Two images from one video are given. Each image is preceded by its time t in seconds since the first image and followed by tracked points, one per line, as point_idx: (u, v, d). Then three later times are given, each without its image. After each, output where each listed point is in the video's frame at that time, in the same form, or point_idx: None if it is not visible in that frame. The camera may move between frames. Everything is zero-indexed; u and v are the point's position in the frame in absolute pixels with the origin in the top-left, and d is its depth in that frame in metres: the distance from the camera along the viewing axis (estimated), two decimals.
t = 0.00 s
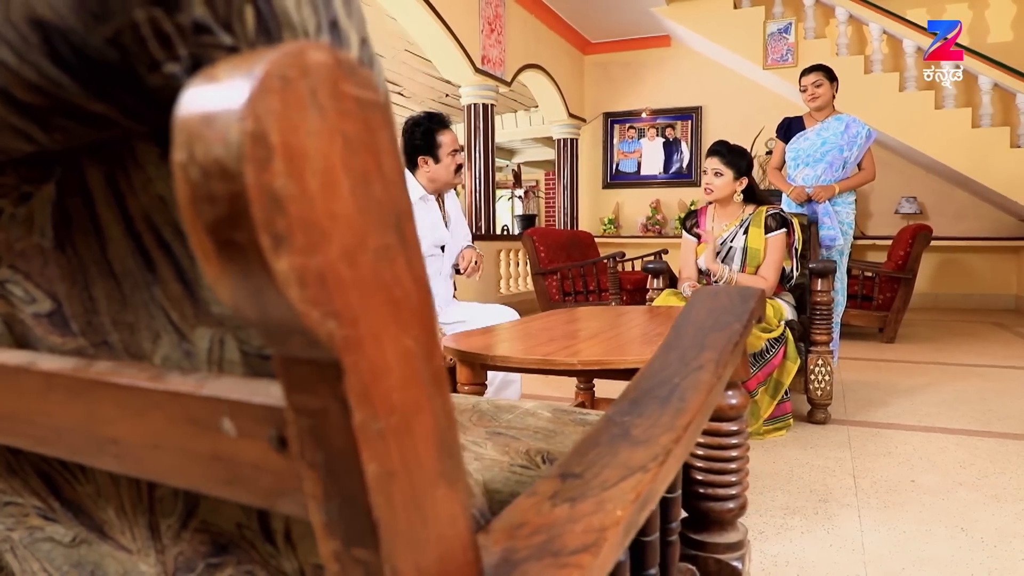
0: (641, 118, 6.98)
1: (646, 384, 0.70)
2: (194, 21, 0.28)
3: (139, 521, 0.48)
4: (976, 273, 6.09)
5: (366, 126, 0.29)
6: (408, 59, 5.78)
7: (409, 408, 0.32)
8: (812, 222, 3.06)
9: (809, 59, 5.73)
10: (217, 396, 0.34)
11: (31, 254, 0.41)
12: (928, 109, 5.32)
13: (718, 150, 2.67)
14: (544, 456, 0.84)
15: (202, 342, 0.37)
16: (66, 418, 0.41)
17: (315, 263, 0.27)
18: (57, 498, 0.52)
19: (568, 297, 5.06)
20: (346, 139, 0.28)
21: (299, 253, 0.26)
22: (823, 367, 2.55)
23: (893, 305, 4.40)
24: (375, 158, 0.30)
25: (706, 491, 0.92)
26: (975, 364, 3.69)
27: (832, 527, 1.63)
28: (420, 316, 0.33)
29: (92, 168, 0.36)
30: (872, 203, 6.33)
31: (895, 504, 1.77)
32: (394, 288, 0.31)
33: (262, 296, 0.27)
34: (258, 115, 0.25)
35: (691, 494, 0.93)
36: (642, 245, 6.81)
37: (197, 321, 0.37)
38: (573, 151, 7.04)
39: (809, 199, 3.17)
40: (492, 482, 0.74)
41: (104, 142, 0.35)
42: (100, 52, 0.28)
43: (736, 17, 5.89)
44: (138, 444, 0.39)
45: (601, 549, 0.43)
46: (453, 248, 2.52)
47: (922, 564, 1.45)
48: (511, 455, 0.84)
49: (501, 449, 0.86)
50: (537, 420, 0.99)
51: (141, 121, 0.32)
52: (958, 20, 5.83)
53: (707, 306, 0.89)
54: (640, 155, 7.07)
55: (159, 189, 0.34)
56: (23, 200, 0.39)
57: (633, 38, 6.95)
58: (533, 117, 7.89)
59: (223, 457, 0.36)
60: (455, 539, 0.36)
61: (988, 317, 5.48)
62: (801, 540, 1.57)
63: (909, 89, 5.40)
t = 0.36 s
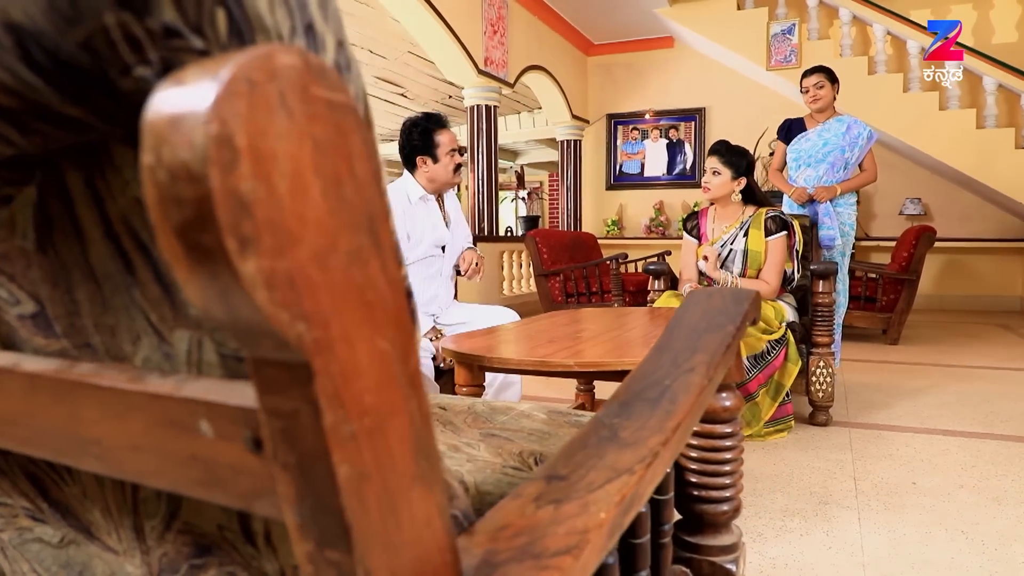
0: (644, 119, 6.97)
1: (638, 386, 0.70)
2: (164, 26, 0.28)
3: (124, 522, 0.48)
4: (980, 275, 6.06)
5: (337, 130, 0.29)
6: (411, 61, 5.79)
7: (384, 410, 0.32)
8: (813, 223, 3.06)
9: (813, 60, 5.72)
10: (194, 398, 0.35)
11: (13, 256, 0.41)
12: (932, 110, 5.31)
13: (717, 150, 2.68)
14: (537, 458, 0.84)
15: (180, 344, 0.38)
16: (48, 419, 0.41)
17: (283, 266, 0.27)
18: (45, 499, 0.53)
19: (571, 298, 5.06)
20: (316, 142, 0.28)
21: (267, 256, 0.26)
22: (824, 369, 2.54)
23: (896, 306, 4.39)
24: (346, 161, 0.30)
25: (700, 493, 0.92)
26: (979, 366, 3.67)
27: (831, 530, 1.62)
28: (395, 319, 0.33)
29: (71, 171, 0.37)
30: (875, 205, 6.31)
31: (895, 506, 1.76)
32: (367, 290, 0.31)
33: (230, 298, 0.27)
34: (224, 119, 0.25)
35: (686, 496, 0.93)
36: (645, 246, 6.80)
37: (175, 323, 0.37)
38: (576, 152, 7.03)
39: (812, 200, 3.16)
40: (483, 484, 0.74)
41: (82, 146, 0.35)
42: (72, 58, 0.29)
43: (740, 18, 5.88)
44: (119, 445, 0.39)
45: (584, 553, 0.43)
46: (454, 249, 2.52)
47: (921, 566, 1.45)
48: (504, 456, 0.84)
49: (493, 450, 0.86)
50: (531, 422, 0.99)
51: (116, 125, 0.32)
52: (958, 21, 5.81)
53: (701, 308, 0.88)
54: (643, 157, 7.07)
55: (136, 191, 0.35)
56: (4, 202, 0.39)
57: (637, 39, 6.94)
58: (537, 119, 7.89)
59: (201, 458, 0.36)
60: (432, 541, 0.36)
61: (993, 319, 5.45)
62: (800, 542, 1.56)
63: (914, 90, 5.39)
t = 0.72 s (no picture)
0: (647, 121, 6.97)
1: (628, 388, 0.70)
2: (136, 30, 0.29)
3: (111, 523, 0.48)
4: (985, 277, 6.03)
5: (310, 134, 0.29)
6: (414, 63, 5.79)
7: (359, 411, 0.32)
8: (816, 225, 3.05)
9: (817, 61, 5.69)
10: (173, 399, 0.35)
11: None
12: (937, 111, 5.29)
13: (717, 151, 2.68)
14: (530, 461, 0.84)
15: (161, 346, 0.38)
16: (31, 420, 0.42)
17: (252, 269, 0.27)
18: (33, 500, 0.53)
19: (574, 300, 5.07)
20: (287, 145, 0.28)
21: (235, 259, 0.26)
22: (826, 371, 2.53)
23: (899, 308, 4.37)
24: (319, 163, 0.30)
25: (694, 496, 0.92)
26: (983, 367, 3.65)
27: (830, 532, 1.62)
28: (371, 320, 0.33)
29: (50, 173, 0.37)
30: (880, 206, 6.29)
31: (896, 509, 1.76)
32: (341, 292, 0.31)
33: (200, 300, 0.27)
34: (191, 122, 0.25)
35: (680, 499, 0.92)
36: (648, 248, 6.79)
37: (154, 324, 0.38)
38: (579, 154, 7.03)
39: (815, 202, 3.15)
40: (475, 486, 0.74)
41: (58, 149, 0.35)
42: (47, 62, 0.30)
43: (744, 20, 5.87)
44: (101, 447, 0.39)
45: (566, 557, 0.43)
46: (455, 251, 2.51)
47: (921, 570, 1.44)
48: (497, 458, 0.84)
49: (487, 452, 0.86)
50: (526, 424, 0.99)
51: (92, 128, 0.32)
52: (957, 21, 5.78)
53: (695, 310, 0.88)
54: (647, 159, 7.06)
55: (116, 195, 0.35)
56: None
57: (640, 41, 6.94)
58: (541, 120, 7.89)
59: (180, 459, 0.36)
60: (410, 543, 0.36)
61: (997, 321, 5.43)
62: (799, 545, 1.56)
63: (918, 91, 5.36)
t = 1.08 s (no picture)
0: (651, 123, 6.96)
1: (618, 391, 0.70)
2: (104, 36, 0.29)
3: (95, 525, 0.48)
4: (991, 279, 6.00)
5: (278, 139, 0.30)
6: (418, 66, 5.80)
7: (329, 414, 0.33)
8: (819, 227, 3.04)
9: (821, 64, 5.65)
10: (148, 402, 0.35)
11: None
12: (942, 112, 5.27)
13: (719, 153, 2.68)
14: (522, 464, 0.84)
15: (138, 349, 0.38)
16: (13, 422, 0.42)
17: (218, 272, 0.27)
18: (20, 502, 0.53)
19: (577, 303, 5.07)
20: (254, 150, 0.29)
21: (200, 262, 0.27)
22: (828, 374, 2.52)
23: (904, 311, 4.36)
24: (288, 167, 0.30)
25: (688, 499, 0.91)
26: (988, 370, 3.63)
27: (830, 536, 1.61)
28: (342, 324, 0.33)
29: (29, 177, 0.37)
30: (885, 208, 6.26)
31: (897, 513, 1.75)
32: (311, 296, 0.31)
33: (166, 304, 0.27)
34: (155, 128, 0.25)
35: (674, 502, 0.92)
36: (652, 250, 6.78)
37: (132, 328, 0.38)
38: (583, 157, 7.03)
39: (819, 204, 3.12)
40: (466, 489, 0.74)
41: (36, 152, 0.35)
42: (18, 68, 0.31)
43: (747, 22, 5.86)
44: (80, 448, 0.39)
45: (544, 562, 0.43)
46: (456, 253, 2.51)
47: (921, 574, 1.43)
48: (489, 462, 0.84)
49: (479, 456, 0.86)
50: (520, 427, 0.99)
51: (66, 133, 0.33)
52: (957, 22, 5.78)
53: (688, 313, 0.88)
54: (651, 161, 7.05)
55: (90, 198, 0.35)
56: None
57: (644, 43, 6.94)
58: (545, 123, 7.89)
59: (156, 461, 0.36)
60: (384, 547, 0.36)
61: (1004, 324, 5.39)
62: (798, 549, 1.55)
63: (923, 93, 5.35)
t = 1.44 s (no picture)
0: (658, 125, 6.95)
1: (608, 394, 0.69)
2: (72, 41, 0.30)
3: (80, 525, 0.48)
4: (1001, 281, 5.95)
5: (246, 142, 0.30)
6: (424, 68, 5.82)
7: (301, 415, 0.33)
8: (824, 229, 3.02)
9: (828, 65, 5.63)
10: (124, 403, 0.35)
11: None
12: (951, 113, 5.24)
13: (726, 152, 2.67)
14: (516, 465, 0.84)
15: (116, 351, 0.39)
16: None
17: (184, 276, 0.27)
18: (10, 502, 0.53)
19: (583, 305, 5.06)
20: (221, 153, 0.29)
21: (165, 265, 0.27)
22: (833, 376, 2.50)
23: (912, 313, 4.33)
24: (256, 171, 0.30)
25: (683, 502, 0.91)
26: (996, 373, 3.60)
27: (832, 540, 1.60)
28: (313, 327, 0.33)
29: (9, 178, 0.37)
30: (893, 209, 6.23)
31: (901, 516, 1.74)
32: (282, 299, 0.32)
33: (131, 306, 0.27)
34: (118, 132, 0.26)
35: (669, 505, 0.92)
36: (659, 252, 6.77)
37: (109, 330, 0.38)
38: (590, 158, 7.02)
39: (824, 205, 3.12)
40: (457, 490, 0.75)
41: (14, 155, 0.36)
42: None
43: (754, 23, 5.85)
44: (63, 449, 0.40)
45: (523, 565, 0.43)
46: (459, 255, 2.51)
47: None
48: (482, 464, 0.84)
49: (473, 457, 0.86)
50: (515, 429, 0.99)
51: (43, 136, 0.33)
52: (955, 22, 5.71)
53: (683, 315, 0.88)
54: (658, 162, 7.04)
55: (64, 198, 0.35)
56: None
57: (650, 45, 6.93)
58: (551, 125, 7.88)
59: (134, 463, 0.36)
60: (358, 549, 0.36)
61: (1013, 326, 5.35)
62: (799, 552, 1.55)
63: (931, 94, 5.34)
